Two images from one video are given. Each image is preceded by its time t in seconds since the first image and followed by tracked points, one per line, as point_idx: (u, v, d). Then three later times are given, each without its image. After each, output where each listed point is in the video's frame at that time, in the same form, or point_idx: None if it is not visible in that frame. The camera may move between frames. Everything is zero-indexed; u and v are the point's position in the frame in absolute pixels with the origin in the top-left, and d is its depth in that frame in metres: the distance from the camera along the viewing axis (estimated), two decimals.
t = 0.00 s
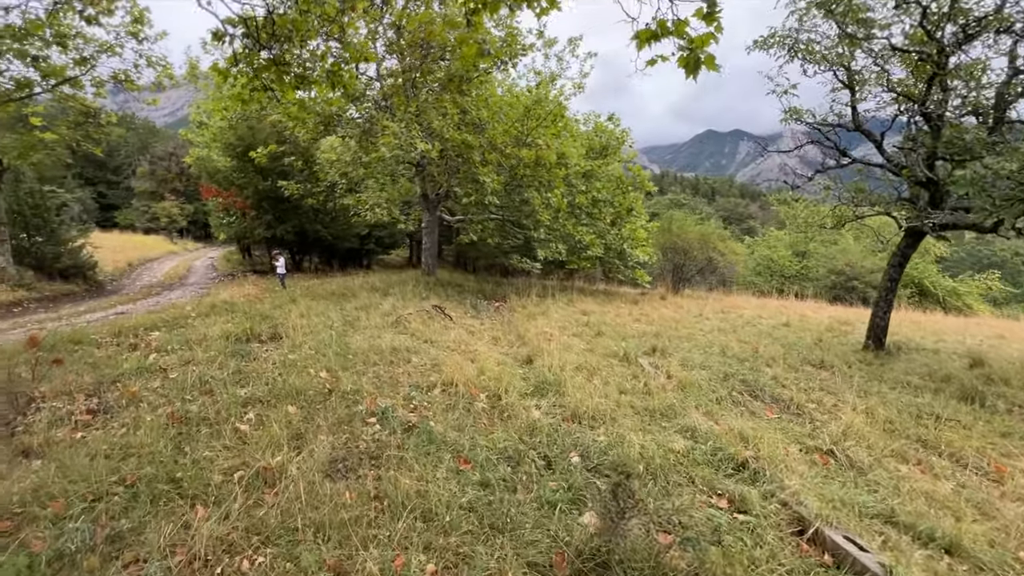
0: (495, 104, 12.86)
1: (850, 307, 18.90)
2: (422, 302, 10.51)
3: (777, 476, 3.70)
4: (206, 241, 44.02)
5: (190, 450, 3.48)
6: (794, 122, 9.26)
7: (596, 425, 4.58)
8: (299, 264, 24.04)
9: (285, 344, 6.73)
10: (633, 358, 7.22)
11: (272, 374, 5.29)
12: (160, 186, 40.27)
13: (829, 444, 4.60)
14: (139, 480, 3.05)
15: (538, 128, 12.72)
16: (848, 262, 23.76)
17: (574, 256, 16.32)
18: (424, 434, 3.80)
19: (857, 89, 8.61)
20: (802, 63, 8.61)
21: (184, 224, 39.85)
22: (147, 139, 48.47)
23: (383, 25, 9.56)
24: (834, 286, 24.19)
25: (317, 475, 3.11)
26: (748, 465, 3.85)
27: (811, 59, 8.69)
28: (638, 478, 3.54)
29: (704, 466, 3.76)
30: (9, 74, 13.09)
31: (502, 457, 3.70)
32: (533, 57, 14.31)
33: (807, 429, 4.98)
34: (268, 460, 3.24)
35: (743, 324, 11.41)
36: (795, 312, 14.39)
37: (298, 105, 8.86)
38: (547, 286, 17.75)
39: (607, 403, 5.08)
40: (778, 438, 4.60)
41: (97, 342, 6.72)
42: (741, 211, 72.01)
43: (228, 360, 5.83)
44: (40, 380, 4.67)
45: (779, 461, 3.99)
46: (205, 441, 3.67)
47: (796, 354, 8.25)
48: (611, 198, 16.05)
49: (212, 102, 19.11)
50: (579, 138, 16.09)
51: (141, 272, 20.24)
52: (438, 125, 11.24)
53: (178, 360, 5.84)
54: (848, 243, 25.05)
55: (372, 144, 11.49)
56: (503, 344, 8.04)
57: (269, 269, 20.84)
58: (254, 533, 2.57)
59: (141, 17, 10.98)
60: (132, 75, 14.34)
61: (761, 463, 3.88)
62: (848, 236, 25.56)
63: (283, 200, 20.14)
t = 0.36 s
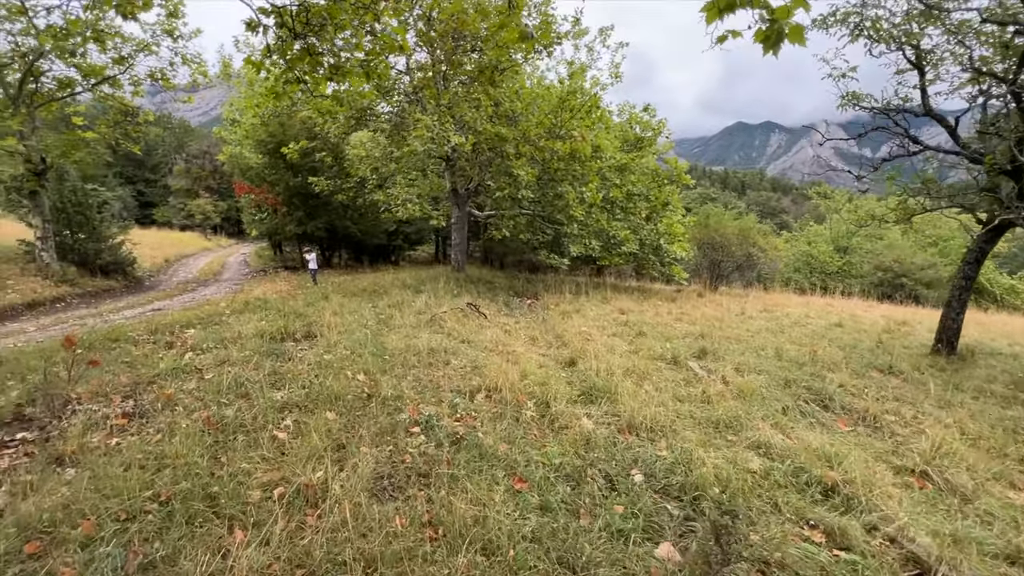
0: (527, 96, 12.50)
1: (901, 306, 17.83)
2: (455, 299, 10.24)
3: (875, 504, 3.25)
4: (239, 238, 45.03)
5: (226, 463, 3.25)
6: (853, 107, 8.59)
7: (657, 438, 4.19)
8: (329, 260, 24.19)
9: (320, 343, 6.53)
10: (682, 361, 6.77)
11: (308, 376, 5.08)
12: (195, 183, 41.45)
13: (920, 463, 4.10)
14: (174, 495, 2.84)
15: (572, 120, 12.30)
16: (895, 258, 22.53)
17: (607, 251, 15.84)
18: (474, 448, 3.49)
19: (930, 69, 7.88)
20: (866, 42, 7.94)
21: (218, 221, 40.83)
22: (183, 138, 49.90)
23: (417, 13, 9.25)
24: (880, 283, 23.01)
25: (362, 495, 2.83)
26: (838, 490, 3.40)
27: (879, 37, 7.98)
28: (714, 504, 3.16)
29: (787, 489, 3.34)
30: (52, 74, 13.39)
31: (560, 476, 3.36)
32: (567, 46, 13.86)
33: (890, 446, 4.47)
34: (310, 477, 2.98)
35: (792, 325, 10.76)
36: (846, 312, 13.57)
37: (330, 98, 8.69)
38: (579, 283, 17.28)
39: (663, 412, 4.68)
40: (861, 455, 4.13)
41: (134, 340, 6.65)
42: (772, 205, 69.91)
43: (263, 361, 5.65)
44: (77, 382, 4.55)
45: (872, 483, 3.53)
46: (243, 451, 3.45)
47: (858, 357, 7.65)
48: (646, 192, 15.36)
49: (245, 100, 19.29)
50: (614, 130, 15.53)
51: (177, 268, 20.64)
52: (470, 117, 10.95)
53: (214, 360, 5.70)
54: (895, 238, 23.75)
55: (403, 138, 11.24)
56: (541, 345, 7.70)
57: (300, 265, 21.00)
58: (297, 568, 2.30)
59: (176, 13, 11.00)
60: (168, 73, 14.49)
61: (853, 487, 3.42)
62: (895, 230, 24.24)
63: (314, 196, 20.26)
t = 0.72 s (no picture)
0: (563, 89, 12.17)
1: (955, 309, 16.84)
2: (490, 298, 10.01)
3: (995, 546, 2.86)
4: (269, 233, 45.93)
5: (276, 477, 3.07)
6: (920, 97, 8.00)
7: (728, 457, 3.85)
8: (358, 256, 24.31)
9: (360, 344, 6.39)
10: (737, 368, 6.38)
11: (351, 381, 4.90)
12: (228, 179, 42.39)
13: None
14: (224, 513, 2.68)
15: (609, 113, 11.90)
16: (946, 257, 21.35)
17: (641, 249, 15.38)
18: (536, 467, 3.23)
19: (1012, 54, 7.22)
20: (939, 26, 7.34)
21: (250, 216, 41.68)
22: (216, 135, 51.10)
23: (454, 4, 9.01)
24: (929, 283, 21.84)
25: (424, 522, 2.61)
26: (947, 527, 3.02)
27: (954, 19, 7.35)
28: (808, 539, 2.83)
29: (888, 523, 2.99)
30: (95, 73, 13.70)
31: (631, 501, 3.08)
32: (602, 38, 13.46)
33: (987, 471, 4.04)
34: (366, 497, 2.77)
35: (845, 329, 10.17)
36: (899, 315, 12.82)
37: (367, 93, 8.55)
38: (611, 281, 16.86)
39: (730, 426, 4.33)
40: (959, 482, 3.71)
41: (176, 338, 6.62)
42: (806, 201, 67.69)
43: (305, 362, 5.52)
44: (123, 383, 4.46)
45: (984, 517, 3.13)
46: (292, 463, 3.28)
47: (928, 367, 7.09)
48: (683, 186, 14.87)
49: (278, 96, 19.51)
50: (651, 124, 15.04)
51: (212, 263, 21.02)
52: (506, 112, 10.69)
53: (256, 360, 5.59)
54: (945, 236, 22.53)
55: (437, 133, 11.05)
56: (584, 348, 7.41)
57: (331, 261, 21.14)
58: None
59: (215, 8, 11.04)
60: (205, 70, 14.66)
61: (964, 523, 3.04)
62: (945, 228, 22.99)
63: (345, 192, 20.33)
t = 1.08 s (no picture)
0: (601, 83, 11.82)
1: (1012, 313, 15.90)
2: (527, 296, 9.76)
3: None
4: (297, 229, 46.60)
5: (336, 486, 2.88)
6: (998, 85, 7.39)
7: (815, 473, 3.51)
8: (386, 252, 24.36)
9: (403, 342, 6.21)
10: (800, 374, 5.99)
11: (399, 381, 4.71)
12: (258, 176, 43.17)
13: None
14: (287, 525, 2.50)
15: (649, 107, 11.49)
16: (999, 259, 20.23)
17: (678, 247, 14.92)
18: (614, 481, 2.97)
19: None
20: None
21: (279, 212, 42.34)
22: (246, 132, 52.07)
23: None
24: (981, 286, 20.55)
25: (505, 542, 2.39)
26: None
27: None
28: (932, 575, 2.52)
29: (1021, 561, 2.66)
30: (137, 69, 13.94)
31: (724, 522, 2.80)
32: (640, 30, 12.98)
33: None
34: (437, 512, 2.56)
35: (904, 334, 9.58)
36: (957, 319, 12.11)
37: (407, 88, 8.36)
38: (645, 280, 16.43)
39: (811, 438, 3.98)
40: None
41: (218, 331, 6.57)
42: (840, 200, 65.46)
43: (350, 359, 5.37)
44: (171, 378, 4.36)
45: None
46: (351, 470, 3.08)
47: (1007, 377, 6.56)
48: (722, 183, 14.23)
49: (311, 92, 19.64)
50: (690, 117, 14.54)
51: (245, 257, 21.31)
52: (544, 105, 10.39)
53: (300, 356, 5.46)
54: (998, 236, 21.34)
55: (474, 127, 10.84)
56: (631, 350, 7.10)
57: (360, 257, 21.22)
58: None
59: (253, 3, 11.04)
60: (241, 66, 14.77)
61: None
62: (998, 228, 21.79)
63: (374, 188, 20.35)
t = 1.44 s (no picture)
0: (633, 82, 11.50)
1: None
2: (558, 300, 9.56)
3: None
4: (320, 227, 47.20)
5: (385, 508, 2.72)
6: None
7: (895, 505, 3.22)
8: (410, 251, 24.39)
9: (437, 347, 6.07)
10: (855, 389, 5.65)
11: (438, 391, 4.54)
12: (284, 175, 43.87)
13: None
14: (335, 553, 2.38)
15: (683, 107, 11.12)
16: None
17: (710, 250, 14.49)
18: (682, 512, 2.74)
19: None
20: None
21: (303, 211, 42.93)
22: (273, 132, 52.98)
23: None
24: None
25: None
26: None
27: None
28: None
29: None
30: (171, 69, 14.14)
31: (806, 563, 2.56)
32: (673, 28, 12.61)
33: None
34: (496, 544, 2.40)
35: (957, 345, 9.07)
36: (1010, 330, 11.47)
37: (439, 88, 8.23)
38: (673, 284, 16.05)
39: (884, 462, 3.67)
40: None
41: (251, 333, 6.52)
42: (871, 202, 63.49)
43: (384, 365, 5.23)
44: (208, 383, 4.27)
45: None
46: (397, 489, 2.93)
47: None
48: (757, 184, 13.62)
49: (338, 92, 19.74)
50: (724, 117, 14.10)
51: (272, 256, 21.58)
52: (577, 104, 10.14)
53: (334, 360, 5.35)
54: None
55: (503, 127, 10.67)
56: (670, 358, 6.83)
57: (385, 256, 21.28)
58: None
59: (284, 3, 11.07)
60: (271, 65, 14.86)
61: None
62: None
63: (400, 187, 20.37)
